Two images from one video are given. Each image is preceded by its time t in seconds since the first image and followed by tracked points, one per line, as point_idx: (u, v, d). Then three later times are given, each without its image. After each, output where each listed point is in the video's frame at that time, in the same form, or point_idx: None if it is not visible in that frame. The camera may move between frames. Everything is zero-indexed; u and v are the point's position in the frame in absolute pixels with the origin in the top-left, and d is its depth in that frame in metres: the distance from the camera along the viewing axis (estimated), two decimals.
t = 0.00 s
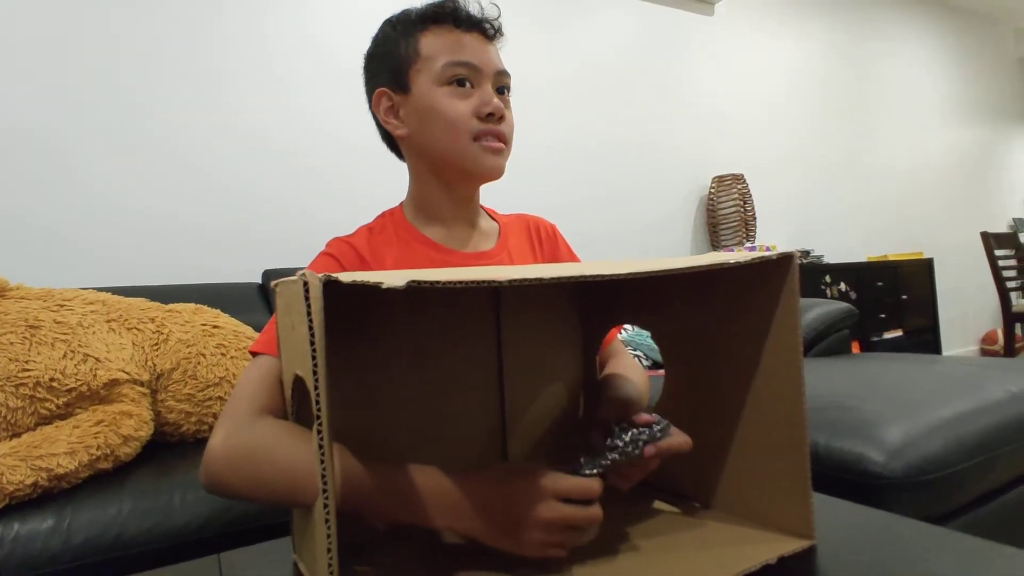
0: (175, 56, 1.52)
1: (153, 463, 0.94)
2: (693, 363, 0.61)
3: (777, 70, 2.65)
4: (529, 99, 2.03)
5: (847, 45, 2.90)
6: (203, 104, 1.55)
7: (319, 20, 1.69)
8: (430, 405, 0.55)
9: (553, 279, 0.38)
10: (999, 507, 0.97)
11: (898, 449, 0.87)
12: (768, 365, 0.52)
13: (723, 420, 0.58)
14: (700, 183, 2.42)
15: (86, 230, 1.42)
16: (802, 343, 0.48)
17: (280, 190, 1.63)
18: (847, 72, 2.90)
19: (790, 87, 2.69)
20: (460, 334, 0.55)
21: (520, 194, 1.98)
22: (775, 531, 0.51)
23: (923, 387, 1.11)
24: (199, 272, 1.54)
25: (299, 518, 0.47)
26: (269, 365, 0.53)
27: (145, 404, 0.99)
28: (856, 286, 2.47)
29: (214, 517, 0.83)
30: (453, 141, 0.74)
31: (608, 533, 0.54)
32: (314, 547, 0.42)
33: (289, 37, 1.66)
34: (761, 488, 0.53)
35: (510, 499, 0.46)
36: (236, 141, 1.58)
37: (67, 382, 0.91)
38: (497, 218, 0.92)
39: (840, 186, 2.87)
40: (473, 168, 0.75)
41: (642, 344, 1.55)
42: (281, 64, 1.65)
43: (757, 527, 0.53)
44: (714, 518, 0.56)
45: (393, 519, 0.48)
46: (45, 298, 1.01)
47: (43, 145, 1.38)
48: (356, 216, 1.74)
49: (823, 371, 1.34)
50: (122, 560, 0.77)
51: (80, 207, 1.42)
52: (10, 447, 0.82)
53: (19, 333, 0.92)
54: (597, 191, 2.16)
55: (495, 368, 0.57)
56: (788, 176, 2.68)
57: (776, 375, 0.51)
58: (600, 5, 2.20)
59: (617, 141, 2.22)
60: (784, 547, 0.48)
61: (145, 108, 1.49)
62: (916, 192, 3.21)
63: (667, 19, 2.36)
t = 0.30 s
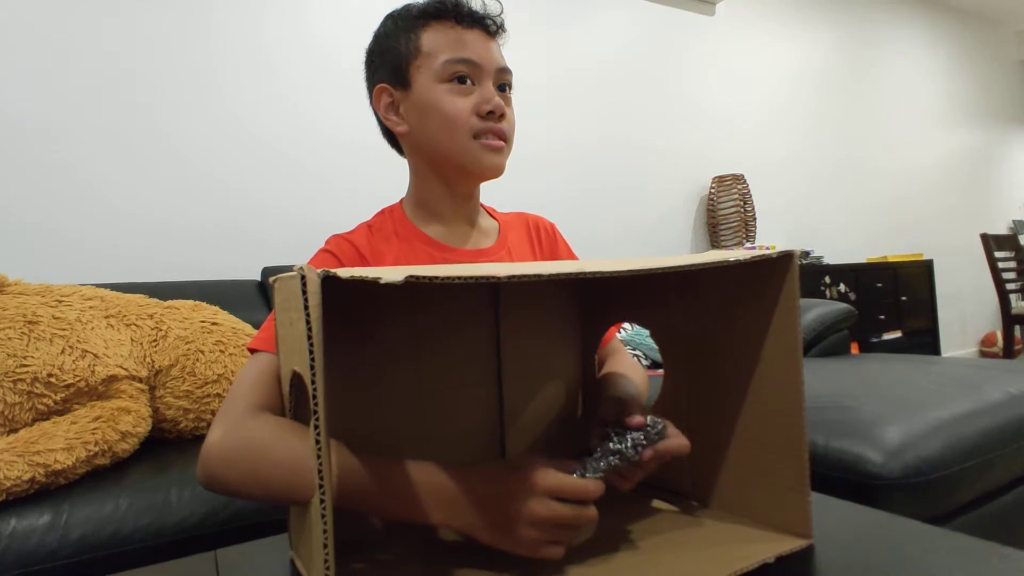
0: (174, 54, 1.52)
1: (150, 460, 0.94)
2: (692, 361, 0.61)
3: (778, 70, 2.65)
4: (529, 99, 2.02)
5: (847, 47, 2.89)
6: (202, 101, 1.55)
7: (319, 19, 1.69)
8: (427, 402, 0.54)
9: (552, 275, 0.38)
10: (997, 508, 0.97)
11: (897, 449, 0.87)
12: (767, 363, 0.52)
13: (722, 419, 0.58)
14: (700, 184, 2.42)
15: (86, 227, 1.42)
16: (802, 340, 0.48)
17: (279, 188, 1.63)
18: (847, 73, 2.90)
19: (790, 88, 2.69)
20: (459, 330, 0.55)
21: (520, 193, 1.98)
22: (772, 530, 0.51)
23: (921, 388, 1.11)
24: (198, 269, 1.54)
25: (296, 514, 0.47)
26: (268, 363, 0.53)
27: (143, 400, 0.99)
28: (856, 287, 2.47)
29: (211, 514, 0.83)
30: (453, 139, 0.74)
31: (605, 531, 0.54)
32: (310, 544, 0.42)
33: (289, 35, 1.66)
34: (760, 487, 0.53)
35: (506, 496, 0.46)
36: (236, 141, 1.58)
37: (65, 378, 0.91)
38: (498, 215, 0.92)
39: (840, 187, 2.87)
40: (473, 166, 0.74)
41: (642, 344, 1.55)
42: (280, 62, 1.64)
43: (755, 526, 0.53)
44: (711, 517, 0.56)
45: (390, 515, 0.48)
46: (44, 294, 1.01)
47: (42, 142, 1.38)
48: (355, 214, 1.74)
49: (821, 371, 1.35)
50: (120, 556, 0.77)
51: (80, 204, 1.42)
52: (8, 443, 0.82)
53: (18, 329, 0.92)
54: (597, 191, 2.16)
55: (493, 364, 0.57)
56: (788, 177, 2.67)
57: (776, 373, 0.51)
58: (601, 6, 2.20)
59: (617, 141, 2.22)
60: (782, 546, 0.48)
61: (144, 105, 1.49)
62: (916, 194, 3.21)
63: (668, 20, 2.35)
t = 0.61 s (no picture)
0: (172, 52, 1.52)
1: (150, 457, 0.94)
2: (692, 358, 0.61)
3: (778, 70, 2.64)
4: (528, 97, 2.02)
5: (847, 47, 2.88)
6: (201, 99, 1.55)
7: (318, 17, 1.69)
8: (427, 398, 0.54)
9: (553, 271, 0.37)
10: (998, 508, 0.97)
11: (898, 449, 0.87)
12: (768, 360, 0.52)
13: (722, 418, 0.58)
14: (701, 184, 2.41)
15: (86, 224, 1.42)
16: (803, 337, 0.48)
17: (279, 186, 1.63)
18: (847, 74, 2.89)
19: (791, 88, 2.68)
20: (459, 327, 0.55)
21: (520, 192, 1.98)
22: (774, 529, 0.51)
23: (922, 388, 1.11)
24: (198, 267, 1.54)
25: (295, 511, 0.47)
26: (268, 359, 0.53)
27: (143, 397, 0.98)
28: (857, 288, 2.46)
29: (209, 512, 0.83)
30: (452, 136, 0.73)
31: (606, 530, 0.54)
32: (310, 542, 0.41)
33: (289, 34, 1.65)
34: (760, 484, 0.53)
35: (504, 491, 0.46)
36: (236, 140, 1.58)
37: (64, 374, 0.90)
38: (498, 213, 0.92)
39: (841, 186, 2.86)
40: (473, 163, 0.74)
41: (642, 343, 1.55)
42: (279, 60, 1.64)
43: (754, 524, 0.53)
44: (713, 515, 0.56)
45: (389, 511, 0.48)
46: (44, 290, 1.01)
47: (42, 139, 1.38)
48: (355, 212, 1.74)
49: (822, 371, 1.34)
50: (119, 553, 0.77)
51: (80, 202, 1.42)
52: (7, 439, 0.82)
53: (18, 325, 0.92)
54: (597, 191, 2.16)
55: (494, 361, 0.57)
56: (789, 177, 2.67)
57: (777, 368, 0.51)
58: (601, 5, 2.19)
59: (617, 141, 2.22)
60: (781, 545, 0.47)
61: (144, 103, 1.48)
62: (917, 194, 3.21)
63: (667, 19, 2.35)
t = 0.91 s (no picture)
0: (173, 52, 1.52)
1: (153, 456, 0.94)
2: (697, 357, 0.61)
3: (780, 69, 2.63)
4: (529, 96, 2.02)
5: (848, 46, 2.88)
6: (202, 99, 1.55)
7: (319, 16, 1.69)
8: (430, 397, 0.54)
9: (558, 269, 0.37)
10: (1002, 508, 0.96)
11: (901, 449, 0.87)
12: (772, 358, 0.51)
13: (725, 417, 0.57)
14: (702, 183, 2.41)
15: (88, 224, 1.42)
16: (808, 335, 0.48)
17: (281, 186, 1.63)
18: (849, 73, 2.89)
19: (792, 87, 2.68)
20: (462, 326, 0.55)
21: (521, 191, 1.98)
22: (779, 528, 0.51)
23: (926, 387, 1.11)
24: (200, 267, 1.54)
25: (298, 512, 0.47)
26: (271, 361, 0.53)
27: (146, 396, 0.98)
28: (860, 288, 2.46)
29: (212, 511, 0.83)
30: (455, 135, 0.73)
31: (610, 530, 0.54)
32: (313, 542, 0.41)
33: (290, 34, 1.65)
34: (764, 483, 0.53)
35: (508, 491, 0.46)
36: (237, 140, 1.58)
37: (67, 373, 0.91)
38: (502, 212, 0.92)
39: (843, 186, 2.85)
40: (476, 162, 0.74)
41: (645, 343, 1.55)
42: (280, 60, 1.64)
43: (759, 524, 0.53)
44: (717, 515, 0.55)
45: (392, 510, 0.48)
46: (46, 290, 1.01)
47: (44, 139, 1.38)
48: (357, 211, 1.74)
49: (826, 371, 1.34)
50: (121, 552, 0.77)
51: (81, 202, 1.42)
52: (10, 438, 0.82)
53: (21, 325, 0.92)
54: (598, 190, 2.15)
55: (497, 360, 0.56)
56: (790, 177, 2.67)
57: (782, 368, 0.50)
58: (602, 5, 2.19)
59: (617, 141, 2.21)
60: (786, 545, 0.47)
61: (146, 103, 1.49)
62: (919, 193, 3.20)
63: (668, 18, 2.34)
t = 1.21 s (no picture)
0: (173, 52, 1.52)
1: (154, 457, 0.94)
2: (697, 358, 0.61)
3: (780, 69, 2.63)
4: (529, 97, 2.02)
5: (849, 46, 2.87)
6: (202, 100, 1.55)
7: (319, 17, 1.69)
8: (430, 398, 0.54)
9: (558, 271, 0.37)
10: (1004, 508, 0.96)
11: (903, 449, 0.87)
12: (773, 359, 0.52)
13: (726, 418, 0.57)
14: (703, 183, 2.41)
15: (89, 225, 1.43)
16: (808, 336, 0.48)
17: (281, 187, 1.64)
18: (849, 73, 2.89)
19: (792, 87, 2.68)
20: (462, 328, 0.55)
21: (521, 192, 1.98)
22: (779, 529, 0.51)
23: (927, 388, 1.11)
24: (200, 267, 1.54)
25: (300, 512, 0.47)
26: (274, 361, 0.53)
27: (148, 398, 0.99)
28: (861, 288, 2.46)
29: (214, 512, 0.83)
30: (455, 136, 0.74)
31: (611, 532, 0.54)
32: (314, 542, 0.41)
33: (290, 34, 1.66)
34: (765, 484, 0.53)
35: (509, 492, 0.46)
36: (238, 141, 1.59)
37: (69, 375, 0.91)
38: (503, 214, 0.92)
39: (843, 186, 2.85)
40: (476, 163, 0.74)
41: (645, 344, 1.55)
42: (280, 60, 1.64)
43: (759, 524, 0.53)
44: (717, 515, 0.56)
45: (393, 510, 0.48)
46: (48, 291, 1.01)
47: (44, 140, 1.39)
48: (357, 212, 1.74)
49: (827, 371, 1.34)
50: (123, 553, 0.77)
51: (82, 203, 1.42)
52: (12, 439, 0.82)
53: (23, 326, 0.92)
54: (599, 191, 2.16)
55: (498, 361, 0.56)
56: (790, 177, 2.67)
57: (783, 369, 0.50)
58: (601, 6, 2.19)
59: (617, 142, 2.21)
60: (787, 546, 0.47)
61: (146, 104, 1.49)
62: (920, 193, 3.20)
63: (668, 18, 2.34)
